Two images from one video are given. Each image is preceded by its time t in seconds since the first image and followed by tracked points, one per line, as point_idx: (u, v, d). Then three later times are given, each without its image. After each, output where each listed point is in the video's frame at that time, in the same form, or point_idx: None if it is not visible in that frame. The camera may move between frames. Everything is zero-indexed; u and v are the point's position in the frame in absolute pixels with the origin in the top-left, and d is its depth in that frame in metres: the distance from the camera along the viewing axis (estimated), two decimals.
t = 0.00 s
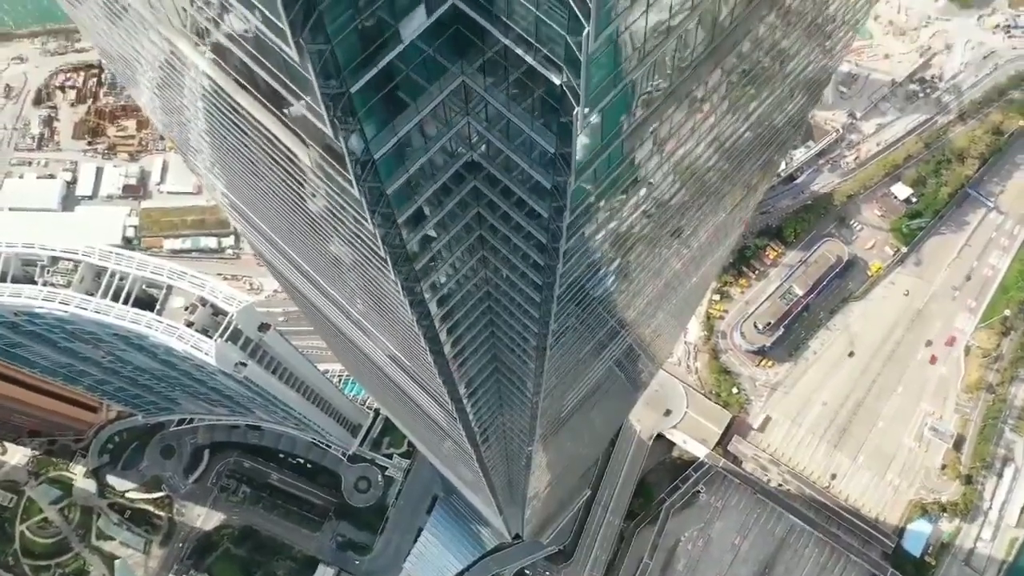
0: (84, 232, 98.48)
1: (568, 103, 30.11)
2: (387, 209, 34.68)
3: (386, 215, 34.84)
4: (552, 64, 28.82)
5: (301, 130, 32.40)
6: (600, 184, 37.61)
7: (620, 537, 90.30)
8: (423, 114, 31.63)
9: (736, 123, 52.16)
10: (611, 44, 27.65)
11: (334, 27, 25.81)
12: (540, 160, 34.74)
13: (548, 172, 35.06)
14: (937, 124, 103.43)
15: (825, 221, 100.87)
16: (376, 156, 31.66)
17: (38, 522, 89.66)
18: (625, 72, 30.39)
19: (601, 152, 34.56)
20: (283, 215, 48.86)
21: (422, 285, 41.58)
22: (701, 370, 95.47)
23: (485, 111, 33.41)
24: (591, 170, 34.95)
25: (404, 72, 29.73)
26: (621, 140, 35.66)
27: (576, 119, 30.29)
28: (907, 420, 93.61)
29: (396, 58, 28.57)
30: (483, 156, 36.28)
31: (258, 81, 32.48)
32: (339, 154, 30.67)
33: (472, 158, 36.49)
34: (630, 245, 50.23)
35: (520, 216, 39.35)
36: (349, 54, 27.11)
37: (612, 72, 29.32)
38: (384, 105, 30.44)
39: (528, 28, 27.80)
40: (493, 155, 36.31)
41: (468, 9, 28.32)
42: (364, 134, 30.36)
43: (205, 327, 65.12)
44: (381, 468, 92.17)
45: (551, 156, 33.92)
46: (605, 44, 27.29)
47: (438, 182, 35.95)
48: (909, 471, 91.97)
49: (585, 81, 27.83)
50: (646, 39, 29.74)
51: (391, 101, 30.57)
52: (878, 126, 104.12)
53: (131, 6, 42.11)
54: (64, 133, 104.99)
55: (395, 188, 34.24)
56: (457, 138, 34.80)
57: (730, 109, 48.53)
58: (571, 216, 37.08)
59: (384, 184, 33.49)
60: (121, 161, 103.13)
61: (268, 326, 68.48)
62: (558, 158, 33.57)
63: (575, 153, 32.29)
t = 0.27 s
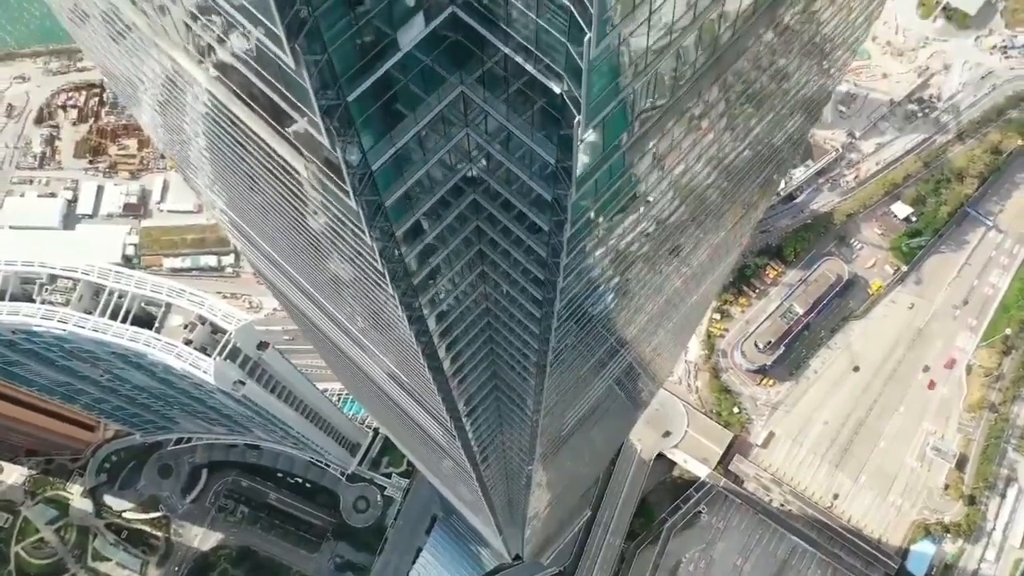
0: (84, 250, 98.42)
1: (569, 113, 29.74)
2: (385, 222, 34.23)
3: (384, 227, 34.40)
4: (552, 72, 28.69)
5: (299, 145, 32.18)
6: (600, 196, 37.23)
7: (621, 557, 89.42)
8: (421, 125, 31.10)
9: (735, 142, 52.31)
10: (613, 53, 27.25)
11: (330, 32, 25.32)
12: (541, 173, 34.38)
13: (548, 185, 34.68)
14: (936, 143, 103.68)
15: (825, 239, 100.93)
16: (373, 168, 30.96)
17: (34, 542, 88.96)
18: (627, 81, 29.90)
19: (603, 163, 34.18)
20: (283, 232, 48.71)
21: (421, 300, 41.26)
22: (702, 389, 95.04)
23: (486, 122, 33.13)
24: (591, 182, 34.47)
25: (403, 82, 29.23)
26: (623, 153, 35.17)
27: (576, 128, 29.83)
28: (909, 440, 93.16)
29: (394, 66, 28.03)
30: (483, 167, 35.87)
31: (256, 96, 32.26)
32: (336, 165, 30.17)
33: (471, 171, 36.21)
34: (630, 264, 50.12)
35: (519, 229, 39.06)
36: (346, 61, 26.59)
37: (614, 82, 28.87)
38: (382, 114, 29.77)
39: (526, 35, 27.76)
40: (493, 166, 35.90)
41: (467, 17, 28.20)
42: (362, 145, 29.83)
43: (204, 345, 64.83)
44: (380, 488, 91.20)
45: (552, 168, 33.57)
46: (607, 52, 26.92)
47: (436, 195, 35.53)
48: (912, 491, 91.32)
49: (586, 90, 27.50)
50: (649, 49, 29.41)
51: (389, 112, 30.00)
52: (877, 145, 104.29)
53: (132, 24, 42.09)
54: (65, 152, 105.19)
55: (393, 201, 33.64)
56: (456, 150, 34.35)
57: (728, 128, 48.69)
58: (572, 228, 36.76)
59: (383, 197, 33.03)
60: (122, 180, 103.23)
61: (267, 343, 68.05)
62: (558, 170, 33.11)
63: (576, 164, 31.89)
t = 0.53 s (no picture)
0: (84, 268, 98.31)
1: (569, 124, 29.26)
2: (382, 233, 33.92)
3: (382, 239, 34.05)
4: (552, 80, 28.31)
5: (297, 159, 31.99)
6: (601, 209, 36.87)
7: None
8: (420, 136, 30.78)
9: (734, 161, 52.45)
10: (614, 60, 26.99)
11: (327, 39, 25.20)
12: (542, 186, 34.09)
13: (549, 197, 34.56)
14: (935, 162, 103.88)
15: (825, 258, 100.93)
16: (371, 178, 30.69)
17: (29, 562, 86.83)
18: (627, 90, 29.50)
19: (605, 174, 33.74)
20: (283, 249, 48.50)
21: (420, 313, 40.93)
22: (703, 408, 94.66)
23: (485, 134, 32.54)
24: (592, 195, 34.03)
25: (400, 90, 28.96)
26: (624, 166, 34.77)
27: (577, 138, 29.34)
28: (911, 459, 92.62)
29: (391, 75, 27.88)
30: (482, 178, 35.51)
31: (254, 110, 32.09)
32: (331, 175, 29.84)
33: (471, 184, 35.89)
34: (629, 282, 50.02)
35: (519, 242, 38.73)
36: (342, 69, 26.42)
37: (615, 90, 28.50)
38: (379, 124, 29.54)
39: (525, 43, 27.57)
40: (494, 177, 35.20)
41: (466, 25, 27.98)
42: (359, 155, 29.53)
43: (202, 363, 64.60)
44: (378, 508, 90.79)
45: (553, 180, 33.23)
46: (608, 59, 26.64)
47: (435, 208, 35.32)
48: (915, 511, 90.62)
49: (587, 96, 27.08)
50: (650, 58, 29.20)
51: (386, 121, 29.71)
52: (876, 163, 104.47)
53: (134, 42, 42.11)
54: (66, 170, 105.33)
55: (390, 213, 33.31)
56: (454, 163, 34.01)
57: (727, 147, 48.77)
58: (574, 242, 36.65)
59: (380, 209, 32.68)
60: (122, 198, 103.30)
61: (265, 361, 67.75)
62: (559, 180, 32.80)
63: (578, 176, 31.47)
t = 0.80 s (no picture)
0: (82, 286, 98.08)
1: (570, 133, 28.49)
2: (380, 246, 33.50)
3: (380, 251, 33.69)
4: (553, 88, 27.50)
5: (296, 174, 31.90)
6: (601, 221, 36.07)
7: None
8: (419, 146, 30.16)
9: (733, 180, 52.55)
10: (615, 65, 26.32)
11: (323, 45, 24.64)
12: (542, 197, 33.38)
13: (549, 209, 33.59)
14: (935, 181, 104.04)
15: (826, 276, 100.84)
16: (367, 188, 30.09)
17: None
18: (629, 97, 28.93)
19: (606, 184, 32.86)
20: (283, 266, 48.43)
21: (418, 327, 40.75)
22: (703, 427, 94.18)
23: (485, 144, 31.98)
24: (592, 206, 33.18)
25: (399, 99, 28.45)
26: (625, 177, 34.11)
27: (577, 147, 28.43)
28: (914, 479, 91.99)
29: (388, 83, 27.31)
30: (480, 189, 34.96)
31: (253, 125, 32.04)
32: (327, 185, 29.45)
33: (471, 198, 35.46)
34: (629, 299, 49.81)
35: (519, 255, 38.00)
36: (339, 76, 25.87)
37: (616, 96, 27.82)
38: (376, 134, 28.96)
39: (526, 50, 26.88)
40: (493, 189, 34.78)
41: (465, 32, 27.59)
42: (356, 165, 29.00)
43: (200, 381, 64.26)
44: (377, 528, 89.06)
45: (554, 190, 32.30)
46: (608, 65, 25.99)
47: (433, 220, 34.78)
48: (918, 531, 89.76)
49: (587, 102, 26.31)
50: (652, 64, 28.56)
51: (384, 131, 29.19)
52: (876, 182, 104.63)
53: (135, 60, 42.25)
54: (66, 189, 105.45)
55: (388, 224, 32.77)
56: (455, 173, 33.61)
57: (726, 167, 48.99)
58: (574, 256, 35.80)
59: (377, 221, 32.29)
60: (122, 217, 103.35)
61: (264, 380, 67.50)
62: (560, 191, 31.72)
63: (578, 187, 30.51)
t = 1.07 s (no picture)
0: (82, 305, 97.92)
1: (570, 139, 28.30)
2: (378, 258, 33.23)
3: (378, 264, 33.43)
4: (554, 94, 27.37)
5: (295, 191, 31.88)
6: (603, 232, 35.81)
7: None
8: (417, 156, 30.00)
9: (732, 199, 52.65)
10: (617, 69, 26.03)
11: (319, 50, 24.35)
12: (543, 206, 33.24)
13: (550, 219, 33.57)
14: (934, 200, 104.19)
15: (826, 295, 100.76)
16: (365, 199, 29.83)
17: None
18: (631, 103, 28.63)
19: (608, 193, 32.60)
20: (282, 283, 48.37)
21: (417, 342, 40.62)
22: (704, 446, 93.71)
23: (485, 154, 31.87)
24: (593, 217, 33.13)
25: (397, 108, 28.30)
26: (627, 186, 33.76)
27: (578, 155, 28.14)
28: (916, 500, 91.37)
29: (385, 90, 27.15)
30: (479, 201, 34.89)
31: (251, 140, 32.05)
32: (325, 197, 29.11)
33: (471, 210, 35.32)
34: (628, 318, 49.67)
35: (519, 268, 37.84)
36: (335, 81, 25.65)
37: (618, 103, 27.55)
38: (374, 143, 28.77)
39: (526, 57, 26.73)
40: (494, 201, 34.63)
41: (463, 38, 27.46)
42: (354, 175, 28.73)
43: (198, 400, 63.92)
44: (376, 548, 87.90)
45: (555, 202, 32.35)
46: (610, 70, 25.72)
47: (431, 233, 34.50)
48: (921, 552, 89.06)
49: (589, 107, 26.05)
50: (654, 71, 28.31)
51: (381, 141, 28.99)
52: (875, 201, 104.77)
53: (136, 77, 42.38)
54: (67, 208, 105.50)
55: (385, 236, 32.51)
56: (455, 184, 33.49)
57: (724, 186, 49.14)
58: (574, 268, 35.69)
59: (375, 233, 31.92)
60: (122, 235, 103.35)
61: (263, 399, 67.23)
62: (560, 199, 31.84)
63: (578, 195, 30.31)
